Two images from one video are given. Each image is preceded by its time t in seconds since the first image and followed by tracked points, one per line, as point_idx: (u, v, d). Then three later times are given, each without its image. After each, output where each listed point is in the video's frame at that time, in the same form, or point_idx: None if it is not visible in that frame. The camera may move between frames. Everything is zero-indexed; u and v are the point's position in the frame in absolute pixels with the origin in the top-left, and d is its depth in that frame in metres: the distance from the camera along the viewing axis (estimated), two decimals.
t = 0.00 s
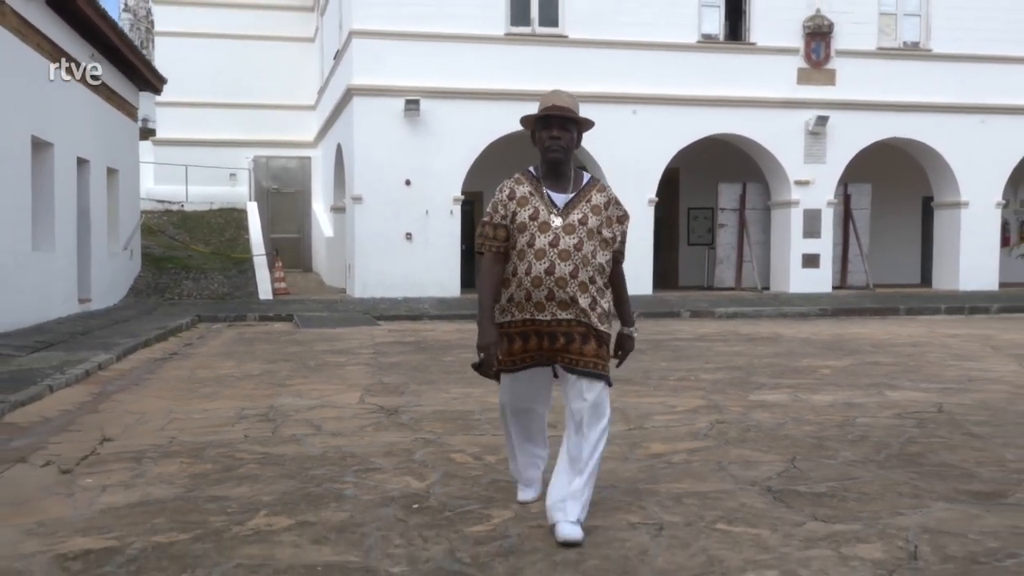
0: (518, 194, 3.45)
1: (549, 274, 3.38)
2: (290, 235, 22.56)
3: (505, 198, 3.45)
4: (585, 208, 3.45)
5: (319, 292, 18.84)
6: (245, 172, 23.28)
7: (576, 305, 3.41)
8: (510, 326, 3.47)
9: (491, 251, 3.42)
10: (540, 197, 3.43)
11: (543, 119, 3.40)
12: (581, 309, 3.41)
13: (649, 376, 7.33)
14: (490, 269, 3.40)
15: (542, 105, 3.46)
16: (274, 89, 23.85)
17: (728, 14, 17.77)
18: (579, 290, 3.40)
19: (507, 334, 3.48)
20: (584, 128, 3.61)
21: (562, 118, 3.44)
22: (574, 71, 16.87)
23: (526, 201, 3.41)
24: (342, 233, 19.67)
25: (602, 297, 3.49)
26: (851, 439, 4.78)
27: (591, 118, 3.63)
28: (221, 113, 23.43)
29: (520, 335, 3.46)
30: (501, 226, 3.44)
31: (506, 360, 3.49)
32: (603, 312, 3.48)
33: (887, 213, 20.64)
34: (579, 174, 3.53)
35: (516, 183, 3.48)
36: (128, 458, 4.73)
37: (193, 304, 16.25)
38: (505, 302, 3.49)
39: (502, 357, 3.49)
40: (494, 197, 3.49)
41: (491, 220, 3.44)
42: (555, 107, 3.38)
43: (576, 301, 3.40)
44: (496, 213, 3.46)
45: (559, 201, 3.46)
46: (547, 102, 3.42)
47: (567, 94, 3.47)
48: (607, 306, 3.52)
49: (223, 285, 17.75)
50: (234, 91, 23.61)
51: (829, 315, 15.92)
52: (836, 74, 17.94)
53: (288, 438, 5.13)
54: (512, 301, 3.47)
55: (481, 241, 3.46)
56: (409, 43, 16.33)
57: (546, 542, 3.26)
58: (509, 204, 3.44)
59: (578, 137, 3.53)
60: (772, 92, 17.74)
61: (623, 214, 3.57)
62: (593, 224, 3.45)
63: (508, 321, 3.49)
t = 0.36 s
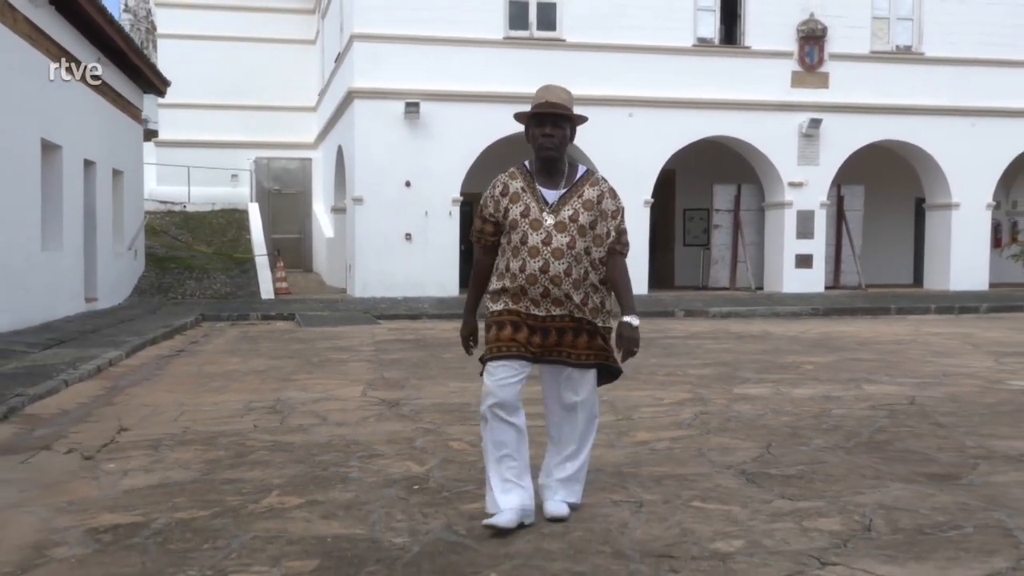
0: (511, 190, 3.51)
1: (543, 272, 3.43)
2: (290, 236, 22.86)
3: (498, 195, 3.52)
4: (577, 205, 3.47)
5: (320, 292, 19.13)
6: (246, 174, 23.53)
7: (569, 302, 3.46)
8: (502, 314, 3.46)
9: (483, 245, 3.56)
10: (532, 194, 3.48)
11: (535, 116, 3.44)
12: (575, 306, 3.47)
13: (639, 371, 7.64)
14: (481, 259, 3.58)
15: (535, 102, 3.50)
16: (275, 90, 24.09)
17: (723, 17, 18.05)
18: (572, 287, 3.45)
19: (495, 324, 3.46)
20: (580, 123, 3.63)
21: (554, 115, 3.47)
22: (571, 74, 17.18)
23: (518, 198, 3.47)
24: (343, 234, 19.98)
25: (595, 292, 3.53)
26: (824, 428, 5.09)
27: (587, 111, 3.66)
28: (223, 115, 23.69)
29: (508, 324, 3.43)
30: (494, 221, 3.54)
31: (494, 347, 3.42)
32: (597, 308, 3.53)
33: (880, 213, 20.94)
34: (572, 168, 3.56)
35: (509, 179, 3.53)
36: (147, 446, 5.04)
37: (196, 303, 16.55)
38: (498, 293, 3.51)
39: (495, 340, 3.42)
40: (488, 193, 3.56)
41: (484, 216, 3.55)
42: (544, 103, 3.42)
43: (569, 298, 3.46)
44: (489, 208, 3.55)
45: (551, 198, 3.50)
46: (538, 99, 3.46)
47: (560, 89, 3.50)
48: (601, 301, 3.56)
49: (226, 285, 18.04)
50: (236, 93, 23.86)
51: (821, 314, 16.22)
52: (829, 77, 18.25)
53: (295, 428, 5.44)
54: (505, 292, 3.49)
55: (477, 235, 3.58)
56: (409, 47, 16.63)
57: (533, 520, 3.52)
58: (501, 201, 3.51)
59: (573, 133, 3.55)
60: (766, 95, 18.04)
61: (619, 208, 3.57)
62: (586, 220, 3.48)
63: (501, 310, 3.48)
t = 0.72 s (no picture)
0: (481, 198, 3.43)
1: (527, 270, 3.37)
2: (290, 237, 23.18)
3: (469, 204, 3.43)
4: (549, 202, 3.44)
5: (320, 292, 19.44)
6: (246, 176, 23.84)
7: (553, 297, 3.42)
8: (484, 323, 3.42)
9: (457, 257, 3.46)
10: (504, 197, 3.42)
11: (496, 121, 3.39)
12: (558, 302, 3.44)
13: (630, 369, 7.95)
14: (458, 271, 3.48)
15: (492, 109, 3.45)
16: (275, 94, 24.36)
17: (716, 24, 18.37)
18: (554, 282, 3.41)
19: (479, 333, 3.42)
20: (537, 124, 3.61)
21: (512, 118, 3.44)
22: (567, 80, 17.50)
23: (491, 202, 3.40)
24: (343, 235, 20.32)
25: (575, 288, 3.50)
26: (800, 420, 5.40)
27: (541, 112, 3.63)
28: (224, 118, 24.00)
29: (493, 331, 3.40)
30: (466, 231, 3.45)
31: (472, 359, 3.41)
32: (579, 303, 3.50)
33: (872, 215, 21.28)
34: (538, 168, 3.52)
35: (477, 188, 3.45)
36: (161, 436, 5.36)
37: (199, 303, 16.84)
38: (480, 301, 3.45)
39: (472, 352, 3.41)
40: (456, 205, 3.48)
41: (455, 227, 3.46)
42: (506, 107, 3.38)
43: (553, 294, 3.42)
44: (461, 220, 3.45)
45: (522, 199, 3.45)
46: (497, 104, 3.42)
47: (514, 95, 3.48)
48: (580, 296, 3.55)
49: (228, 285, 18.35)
50: (236, 97, 24.16)
51: (812, 315, 16.54)
52: (820, 83, 18.57)
53: (301, 420, 5.75)
54: (487, 298, 3.43)
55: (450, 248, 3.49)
56: (407, 53, 16.93)
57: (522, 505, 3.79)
58: (473, 209, 3.43)
59: (532, 134, 3.52)
60: (758, 100, 18.36)
61: (586, 204, 3.57)
62: (561, 217, 3.45)
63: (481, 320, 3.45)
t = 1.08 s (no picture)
0: (471, 204, 3.50)
1: (508, 281, 3.44)
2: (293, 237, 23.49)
3: (459, 209, 3.51)
4: (537, 214, 3.51)
5: (323, 292, 19.74)
6: (250, 177, 24.13)
7: (536, 307, 3.46)
8: (471, 335, 3.53)
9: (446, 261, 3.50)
10: (493, 206, 3.49)
11: (488, 130, 3.45)
12: (540, 314, 3.47)
13: (624, 365, 8.26)
14: (448, 275, 3.49)
15: (486, 116, 3.50)
16: (279, 97, 24.65)
17: (713, 30, 18.69)
18: (536, 293, 3.46)
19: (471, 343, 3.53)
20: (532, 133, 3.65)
21: (505, 126, 3.48)
22: (567, 84, 17.80)
23: (480, 210, 3.48)
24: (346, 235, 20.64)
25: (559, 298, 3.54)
26: (780, 412, 5.72)
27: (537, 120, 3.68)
28: (228, 120, 24.26)
29: (481, 342, 3.50)
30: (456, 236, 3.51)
31: (467, 366, 3.54)
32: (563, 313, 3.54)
33: (867, 216, 21.58)
34: (529, 177, 3.58)
35: (468, 194, 3.53)
36: (177, 427, 5.67)
37: (205, 302, 17.13)
38: (465, 310, 3.53)
39: (464, 363, 3.55)
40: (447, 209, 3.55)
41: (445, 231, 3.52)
42: (498, 117, 3.43)
43: (536, 304, 3.46)
44: (452, 224, 3.51)
45: (511, 208, 3.52)
46: (491, 112, 3.47)
47: (510, 103, 3.51)
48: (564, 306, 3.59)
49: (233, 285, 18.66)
50: (241, 99, 24.44)
51: (806, 314, 16.82)
52: (816, 86, 18.87)
53: (308, 412, 6.07)
54: (472, 309, 3.52)
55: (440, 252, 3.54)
56: (409, 57, 17.25)
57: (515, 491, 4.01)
58: (463, 214, 3.50)
59: (525, 143, 3.57)
60: (755, 103, 18.66)
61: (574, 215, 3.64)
62: (547, 228, 3.52)
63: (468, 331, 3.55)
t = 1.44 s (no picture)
0: (475, 196, 3.55)
1: (506, 276, 3.46)
2: (296, 238, 23.80)
3: (463, 200, 3.55)
4: (540, 211, 3.52)
5: (326, 292, 20.03)
6: (253, 179, 24.60)
7: (533, 305, 3.50)
8: (469, 328, 3.56)
9: (448, 254, 3.57)
10: (496, 200, 3.52)
11: (494, 123, 3.49)
12: (538, 312, 3.51)
13: (617, 362, 8.56)
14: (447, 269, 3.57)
15: (495, 111, 3.55)
16: (283, 99, 24.93)
17: (710, 33, 19.01)
18: (534, 291, 3.49)
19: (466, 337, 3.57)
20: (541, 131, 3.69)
21: (508, 123, 3.52)
22: (566, 87, 18.10)
23: (482, 203, 3.50)
24: (348, 236, 20.93)
25: (557, 299, 3.57)
26: (763, 405, 6.02)
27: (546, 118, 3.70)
28: (232, 122, 24.57)
29: (477, 336, 3.54)
30: (459, 228, 3.55)
31: (457, 361, 3.57)
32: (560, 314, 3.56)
33: (863, 217, 21.86)
34: (535, 176, 3.61)
35: (473, 186, 3.57)
36: (190, 418, 5.98)
37: (209, 301, 17.42)
38: (465, 302, 3.57)
39: (454, 355, 3.57)
40: (452, 201, 3.59)
41: (448, 223, 3.57)
42: (504, 112, 3.47)
43: (533, 302, 3.49)
44: (454, 216, 3.56)
45: (514, 204, 3.54)
46: (500, 108, 3.52)
47: (519, 98, 3.55)
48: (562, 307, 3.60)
49: (237, 285, 18.96)
50: (245, 101, 24.73)
51: (801, 314, 17.09)
52: (812, 89, 19.17)
53: (314, 405, 6.38)
54: (471, 302, 3.55)
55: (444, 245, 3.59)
56: (411, 60, 17.56)
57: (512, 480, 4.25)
58: (466, 207, 3.54)
59: (531, 141, 3.60)
60: (751, 106, 18.94)
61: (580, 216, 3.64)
62: (549, 227, 3.53)
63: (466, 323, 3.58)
